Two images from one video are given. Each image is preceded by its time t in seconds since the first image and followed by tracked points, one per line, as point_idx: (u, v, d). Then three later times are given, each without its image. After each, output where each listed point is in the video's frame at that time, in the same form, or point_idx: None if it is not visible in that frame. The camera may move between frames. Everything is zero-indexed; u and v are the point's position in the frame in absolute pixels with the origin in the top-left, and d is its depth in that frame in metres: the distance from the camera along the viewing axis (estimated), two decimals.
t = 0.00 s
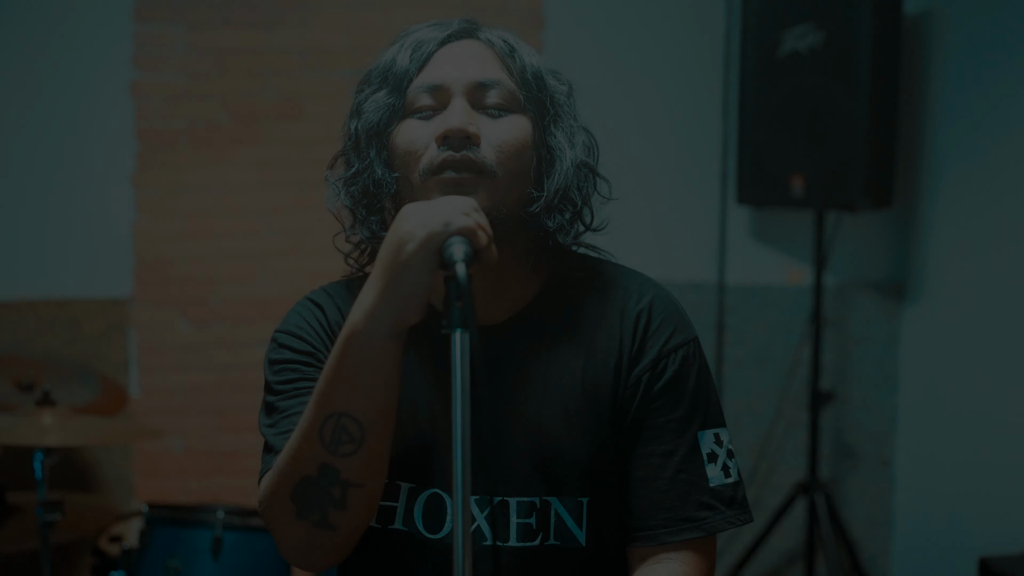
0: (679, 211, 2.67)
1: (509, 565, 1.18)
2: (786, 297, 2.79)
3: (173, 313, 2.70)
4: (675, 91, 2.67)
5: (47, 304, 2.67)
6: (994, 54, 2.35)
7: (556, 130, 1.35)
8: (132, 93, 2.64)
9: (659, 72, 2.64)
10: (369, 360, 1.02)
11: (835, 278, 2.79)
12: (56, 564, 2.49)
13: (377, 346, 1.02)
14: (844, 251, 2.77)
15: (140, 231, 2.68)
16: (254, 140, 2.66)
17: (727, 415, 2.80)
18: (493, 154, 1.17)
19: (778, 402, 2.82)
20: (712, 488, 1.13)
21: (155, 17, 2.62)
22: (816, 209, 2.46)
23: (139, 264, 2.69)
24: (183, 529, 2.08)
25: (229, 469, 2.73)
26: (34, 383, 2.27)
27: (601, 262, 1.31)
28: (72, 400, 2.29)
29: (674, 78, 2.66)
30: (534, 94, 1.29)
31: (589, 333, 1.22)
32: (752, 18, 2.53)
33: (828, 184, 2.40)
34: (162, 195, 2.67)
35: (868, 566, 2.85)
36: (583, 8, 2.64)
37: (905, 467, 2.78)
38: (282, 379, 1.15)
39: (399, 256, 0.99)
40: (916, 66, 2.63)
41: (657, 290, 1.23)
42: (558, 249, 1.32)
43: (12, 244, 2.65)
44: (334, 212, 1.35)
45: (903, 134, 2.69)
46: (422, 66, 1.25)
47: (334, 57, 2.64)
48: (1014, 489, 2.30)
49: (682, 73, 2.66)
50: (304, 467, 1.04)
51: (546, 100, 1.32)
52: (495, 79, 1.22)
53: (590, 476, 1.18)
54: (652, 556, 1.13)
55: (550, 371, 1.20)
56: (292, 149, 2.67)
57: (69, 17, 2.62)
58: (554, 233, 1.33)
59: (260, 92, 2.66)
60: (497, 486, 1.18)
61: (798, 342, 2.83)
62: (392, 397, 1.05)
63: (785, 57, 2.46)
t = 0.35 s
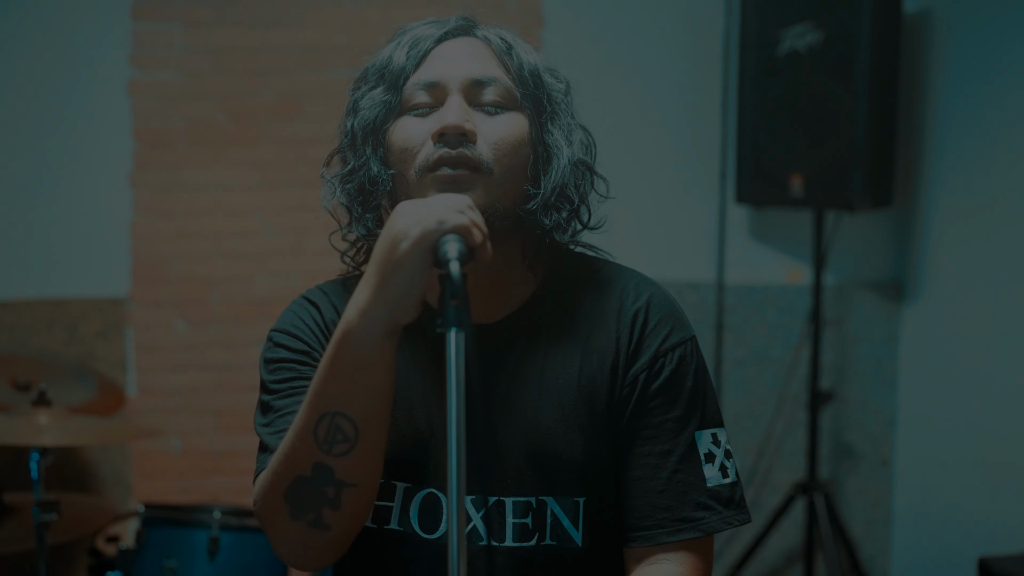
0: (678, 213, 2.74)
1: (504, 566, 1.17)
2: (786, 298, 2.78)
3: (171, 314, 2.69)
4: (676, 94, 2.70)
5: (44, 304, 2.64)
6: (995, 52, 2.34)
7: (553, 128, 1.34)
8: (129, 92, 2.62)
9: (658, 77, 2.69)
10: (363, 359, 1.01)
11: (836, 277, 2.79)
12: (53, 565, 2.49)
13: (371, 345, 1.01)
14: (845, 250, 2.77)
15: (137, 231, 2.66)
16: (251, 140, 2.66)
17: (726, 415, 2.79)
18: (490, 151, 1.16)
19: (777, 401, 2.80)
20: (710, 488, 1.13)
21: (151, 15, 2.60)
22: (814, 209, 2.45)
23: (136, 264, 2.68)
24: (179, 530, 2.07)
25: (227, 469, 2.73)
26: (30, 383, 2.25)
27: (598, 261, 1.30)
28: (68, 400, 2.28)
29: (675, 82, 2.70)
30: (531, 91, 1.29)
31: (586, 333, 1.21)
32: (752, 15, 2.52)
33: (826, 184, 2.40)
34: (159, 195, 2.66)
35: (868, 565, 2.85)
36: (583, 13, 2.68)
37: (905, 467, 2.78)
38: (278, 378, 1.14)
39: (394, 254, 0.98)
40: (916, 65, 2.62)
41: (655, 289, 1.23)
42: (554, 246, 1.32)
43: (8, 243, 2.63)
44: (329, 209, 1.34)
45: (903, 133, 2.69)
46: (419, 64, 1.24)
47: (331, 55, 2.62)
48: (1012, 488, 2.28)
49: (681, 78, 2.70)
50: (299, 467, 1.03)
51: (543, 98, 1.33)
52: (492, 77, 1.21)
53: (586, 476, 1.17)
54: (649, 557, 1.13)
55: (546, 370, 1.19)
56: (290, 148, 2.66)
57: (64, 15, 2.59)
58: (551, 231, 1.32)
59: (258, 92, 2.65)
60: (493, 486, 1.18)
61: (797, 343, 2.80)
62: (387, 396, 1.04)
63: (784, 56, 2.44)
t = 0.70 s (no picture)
0: (676, 214, 2.75)
1: (499, 568, 1.16)
2: (785, 297, 2.76)
3: (168, 313, 2.68)
4: (674, 94, 2.71)
5: (41, 303, 2.63)
6: (996, 50, 2.32)
7: (549, 127, 1.34)
8: (126, 91, 2.61)
9: (656, 77, 2.69)
10: (357, 359, 1.01)
11: (835, 277, 2.78)
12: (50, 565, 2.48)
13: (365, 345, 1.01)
14: (844, 250, 2.77)
15: (135, 231, 2.66)
16: (249, 139, 2.65)
17: (725, 415, 2.78)
18: (484, 149, 1.15)
19: (777, 401, 2.79)
20: (706, 489, 1.12)
21: (149, 14, 2.60)
22: (814, 208, 2.44)
23: (134, 263, 2.67)
24: (176, 530, 2.07)
25: (225, 469, 2.72)
26: (27, 382, 2.23)
27: (594, 261, 1.30)
28: (65, 400, 2.27)
29: (673, 82, 2.70)
30: (526, 89, 1.28)
31: (582, 333, 1.20)
32: (752, 14, 2.51)
33: (825, 183, 2.39)
34: (157, 195, 2.65)
35: (867, 565, 2.84)
36: (579, 14, 2.69)
37: (904, 467, 2.77)
38: (272, 378, 1.13)
39: (387, 253, 0.98)
40: (916, 64, 2.62)
41: (651, 289, 1.22)
42: (550, 245, 1.32)
43: (6, 243, 2.63)
44: (324, 208, 1.34)
45: (902, 133, 2.69)
46: (413, 62, 1.23)
47: (329, 55, 2.62)
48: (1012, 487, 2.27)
49: (680, 78, 2.70)
50: (292, 467, 1.02)
51: (538, 96, 1.32)
52: (486, 74, 1.20)
53: (582, 477, 1.16)
54: (645, 558, 1.12)
55: (542, 371, 1.19)
56: (288, 148, 2.65)
57: (62, 14, 2.58)
58: (546, 231, 1.32)
59: (256, 91, 2.64)
60: (488, 487, 1.17)
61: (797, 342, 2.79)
62: (380, 397, 1.03)
63: (783, 55, 2.43)
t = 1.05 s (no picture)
0: (675, 214, 2.74)
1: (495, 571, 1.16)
2: (784, 298, 2.76)
3: (166, 314, 2.68)
4: (672, 94, 2.70)
5: (38, 304, 2.63)
6: (994, 51, 2.32)
7: (545, 128, 1.34)
8: (124, 91, 2.61)
9: (654, 78, 2.69)
10: (351, 361, 1.00)
11: (833, 278, 2.78)
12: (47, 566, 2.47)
13: (359, 347, 1.00)
14: (842, 250, 2.77)
15: (132, 232, 2.65)
16: (247, 139, 2.64)
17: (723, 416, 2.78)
18: (480, 150, 1.14)
19: (775, 401, 2.78)
20: (702, 491, 1.12)
21: (147, 14, 2.59)
22: (812, 208, 2.44)
23: (132, 263, 2.66)
24: (173, 531, 2.06)
25: (223, 470, 2.72)
26: (25, 383, 2.22)
27: (590, 262, 1.30)
28: (62, 400, 2.26)
29: (672, 82, 2.69)
30: (522, 90, 1.28)
31: (577, 335, 1.20)
32: (750, 15, 2.51)
33: (824, 182, 2.39)
34: (155, 195, 2.65)
35: (866, 566, 2.84)
36: (577, 14, 2.68)
37: (902, 468, 2.77)
38: (267, 380, 1.13)
39: (380, 254, 0.97)
40: (915, 65, 2.62)
41: (647, 290, 1.23)
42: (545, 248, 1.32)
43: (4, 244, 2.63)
44: (319, 209, 1.33)
45: (900, 133, 2.68)
46: (409, 62, 1.23)
47: (327, 55, 2.61)
48: (1010, 487, 2.27)
49: (677, 77, 2.69)
50: (286, 469, 1.02)
51: (534, 97, 1.32)
52: (482, 75, 1.19)
53: (577, 479, 1.16)
54: (640, 560, 1.12)
55: (537, 372, 1.19)
56: (286, 148, 2.65)
57: (59, 14, 2.58)
58: (541, 232, 1.32)
59: (254, 91, 2.64)
60: (484, 489, 1.16)
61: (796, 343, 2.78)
62: (375, 399, 1.03)
63: (781, 56, 2.43)
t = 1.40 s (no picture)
0: (675, 214, 2.74)
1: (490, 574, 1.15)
2: (784, 298, 2.75)
3: (163, 314, 2.67)
4: (671, 94, 2.70)
5: (36, 304, 2.62)
6: (994, 51, 2.31)
7: (542, 128, 1.33)
8: (121, 91, 2.60)
9: (653, 78, 2.69)
10: (345, 362, 1.00)
11: (832, 278, 2.78)
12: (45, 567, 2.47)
13: (353, 348, 1.00)
14: (841, 251, 2.77)
15: (130, 231, 2.64)
16: (245, 140, 2.64)
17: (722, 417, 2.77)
18: (476, 150, 1.14)
19: (774, 402, 2.77)
20: (699, 494, 1.11)
21: (144, 14, 2.58)
22: (811, 209, 2.43)
23: (129, 263, 2.66)
24: (170, 533, 2.05)
25: (221, 470, 2.71)
26: (22, 384, 2.19)
27: (587, 263, 1.29)
28: (58, 401, 2.25)
29: (670, 82, 2.69)
30: (519, 90, 1.27)
31: (574, 336, 1.20)
32: (748, 15, 2.50)
33: (823, 184, 2.38)
34: (152, 195, 2.64)
35: (864, 567, 2.84)
36: (576, 15, 2.68)
37: (901, 469, 2.76)
38: (262, 382, 1.12)
39: (375, 255, 0.97)
40: (915, 65, 2.61)
41: (644, 292, 1.22)
42: (542, 248, 1.31)
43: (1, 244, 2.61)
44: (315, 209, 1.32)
45: (900, 133, 2.68)
46: (405, 62, 1.22)
47: (324, 55, 2.61)
48: (1009, 488, 2.26)
49: (676, 77, 2.69)
50: (280, 471, 1.01)
51: (531, 97, 1.31)
52: (479, 75, 1.18)
53: (574, 482, 1.15)
54: (637, 563, 1.11)
55: (534, 374, 1.18)
56: (284, 148, 2.64)
57: (56, 13, 2.57)
58: (538, 233, 1.31)
59: (252, 91, 2.63)
60: (479, 491, 1.16)
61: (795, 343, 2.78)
62: (369, 401, 1.02)
63: (780, 55, 2.42)
